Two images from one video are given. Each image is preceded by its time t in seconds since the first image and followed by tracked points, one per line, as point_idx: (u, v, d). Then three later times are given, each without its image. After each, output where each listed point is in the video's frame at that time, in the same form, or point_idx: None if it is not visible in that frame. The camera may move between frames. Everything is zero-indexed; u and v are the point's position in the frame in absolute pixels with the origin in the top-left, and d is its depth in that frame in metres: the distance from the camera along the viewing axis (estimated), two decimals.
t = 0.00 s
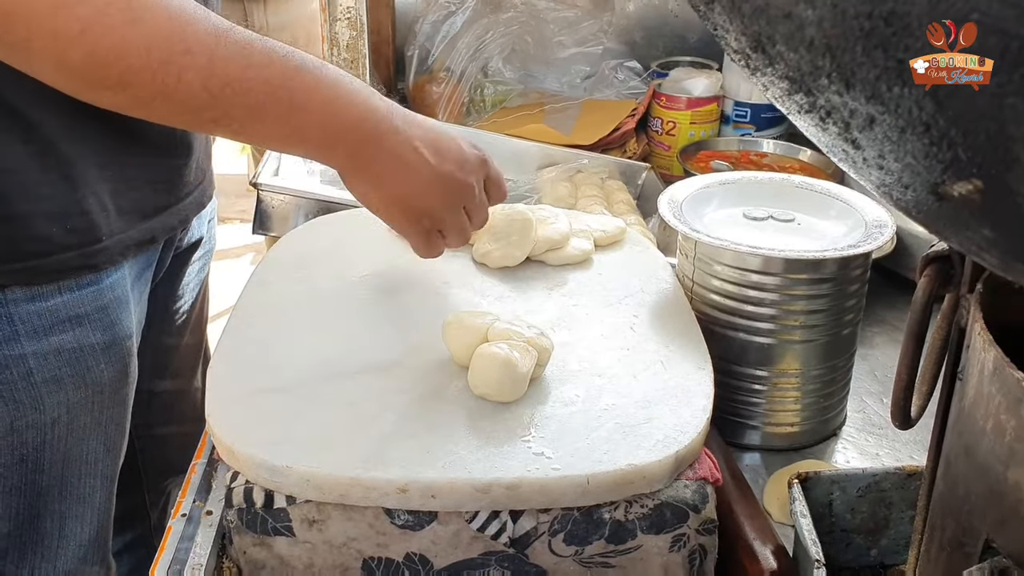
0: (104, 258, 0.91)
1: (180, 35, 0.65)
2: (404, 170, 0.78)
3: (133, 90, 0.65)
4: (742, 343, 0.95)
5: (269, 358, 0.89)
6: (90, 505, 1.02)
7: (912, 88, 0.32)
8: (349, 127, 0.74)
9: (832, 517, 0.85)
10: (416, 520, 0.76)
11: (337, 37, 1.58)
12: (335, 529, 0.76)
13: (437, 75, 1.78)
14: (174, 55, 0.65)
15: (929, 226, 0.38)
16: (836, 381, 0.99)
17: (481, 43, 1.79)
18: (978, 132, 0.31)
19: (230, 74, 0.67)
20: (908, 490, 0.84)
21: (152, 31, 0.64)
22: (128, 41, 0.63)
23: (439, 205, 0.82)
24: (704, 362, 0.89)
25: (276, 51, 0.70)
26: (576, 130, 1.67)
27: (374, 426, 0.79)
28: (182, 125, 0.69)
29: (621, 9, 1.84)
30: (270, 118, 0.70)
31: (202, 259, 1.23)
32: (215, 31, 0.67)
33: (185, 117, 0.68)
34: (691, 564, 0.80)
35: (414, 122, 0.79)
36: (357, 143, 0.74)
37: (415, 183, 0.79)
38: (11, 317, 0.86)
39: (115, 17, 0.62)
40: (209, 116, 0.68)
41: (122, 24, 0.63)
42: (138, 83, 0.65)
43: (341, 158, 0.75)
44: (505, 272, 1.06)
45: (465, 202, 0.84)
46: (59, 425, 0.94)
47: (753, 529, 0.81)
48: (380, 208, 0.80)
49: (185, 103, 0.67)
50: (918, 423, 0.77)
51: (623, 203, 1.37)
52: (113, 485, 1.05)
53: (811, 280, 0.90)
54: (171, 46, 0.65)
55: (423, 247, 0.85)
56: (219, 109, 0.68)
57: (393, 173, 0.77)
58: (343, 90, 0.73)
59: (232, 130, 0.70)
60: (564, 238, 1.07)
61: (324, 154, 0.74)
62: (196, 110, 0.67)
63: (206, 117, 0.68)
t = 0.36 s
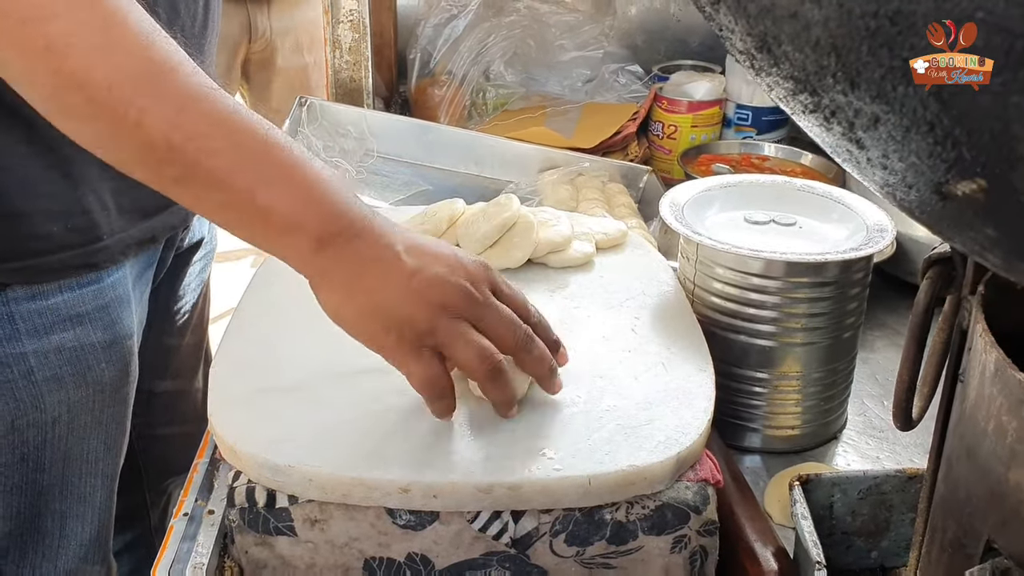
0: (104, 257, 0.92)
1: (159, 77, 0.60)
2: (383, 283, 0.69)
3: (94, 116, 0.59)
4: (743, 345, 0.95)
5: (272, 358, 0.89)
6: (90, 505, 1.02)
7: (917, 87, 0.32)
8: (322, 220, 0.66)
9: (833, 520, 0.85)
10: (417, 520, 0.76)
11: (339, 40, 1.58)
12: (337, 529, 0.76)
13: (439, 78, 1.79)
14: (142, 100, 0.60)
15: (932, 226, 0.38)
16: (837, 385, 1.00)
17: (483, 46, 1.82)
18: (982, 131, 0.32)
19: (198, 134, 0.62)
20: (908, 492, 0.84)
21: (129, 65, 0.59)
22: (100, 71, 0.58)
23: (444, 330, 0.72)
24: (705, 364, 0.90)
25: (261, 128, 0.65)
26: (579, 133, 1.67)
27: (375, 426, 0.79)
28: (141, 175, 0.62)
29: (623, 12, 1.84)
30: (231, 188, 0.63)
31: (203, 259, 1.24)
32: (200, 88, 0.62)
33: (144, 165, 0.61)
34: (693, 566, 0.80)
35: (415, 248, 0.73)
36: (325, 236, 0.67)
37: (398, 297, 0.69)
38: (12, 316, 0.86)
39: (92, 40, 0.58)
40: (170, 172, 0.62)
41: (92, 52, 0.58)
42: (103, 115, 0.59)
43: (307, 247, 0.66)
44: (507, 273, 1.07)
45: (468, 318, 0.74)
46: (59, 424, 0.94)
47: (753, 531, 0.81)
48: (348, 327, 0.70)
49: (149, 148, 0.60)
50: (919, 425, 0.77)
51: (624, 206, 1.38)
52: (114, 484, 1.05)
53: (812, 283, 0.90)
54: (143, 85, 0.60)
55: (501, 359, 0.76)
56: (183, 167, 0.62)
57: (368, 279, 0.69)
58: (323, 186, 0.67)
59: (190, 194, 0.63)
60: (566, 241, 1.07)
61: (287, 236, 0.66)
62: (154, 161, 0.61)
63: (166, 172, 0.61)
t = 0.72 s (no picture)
0: (103, 259, 0.93)
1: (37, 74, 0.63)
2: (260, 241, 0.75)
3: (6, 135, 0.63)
4: (743, 346, 0.95)
5: (272, 358, 0.89)
6: (86, 507, 1.02)
7: (915, 89, 0.32)
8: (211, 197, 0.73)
9: (831, 521, 0.85)
10: (416, 520, 0.76)
11: (341, 40, 1.58)
12: (336, 528, 0.76)
13: (440, 78, 1.79)
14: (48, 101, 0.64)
15: (931, 228, 0.38)
16: (836, 385, 1.00)
17: (484, 46, 1.82)
18: (981, 133, 0.32)
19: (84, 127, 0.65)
20: (906, 494, 0.84)
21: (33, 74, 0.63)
22: None
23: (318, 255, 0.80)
24: (705, 364, 0.90)
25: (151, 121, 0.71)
26: (579, 134, 1.68)
27: (375, 425, 0.80)
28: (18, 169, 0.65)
29: (624, 13, 1.84)
30: (122, 178, 0.68)
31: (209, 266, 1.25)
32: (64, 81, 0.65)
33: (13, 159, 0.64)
34: (691, 566, 0.80)
35: (288, 195, 0.79)
36: (210, 208, 0.72)
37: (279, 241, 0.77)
38: (9, 317, 0.87)
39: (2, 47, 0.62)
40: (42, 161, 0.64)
41: None
42: None
43: (195, 224, 0.72)
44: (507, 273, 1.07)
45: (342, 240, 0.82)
46: (56, 425, 0.94)
47: (752, 532, 0.81)
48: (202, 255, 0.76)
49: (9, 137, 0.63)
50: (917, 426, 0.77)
51: (625, 207, 1.38)
52: (110, 486, 1.04)
53: (811, 284, 0.90)
54: (15, 81, 0.62)
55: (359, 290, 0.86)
56: (53, 155, 0.65)
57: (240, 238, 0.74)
58: (222, 180, 0.74)
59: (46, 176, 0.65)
60: (565, 242, 1.08)
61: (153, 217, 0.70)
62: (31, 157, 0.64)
63: (40, 162, 0.65)
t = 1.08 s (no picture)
0: (96, 262, 0.94)
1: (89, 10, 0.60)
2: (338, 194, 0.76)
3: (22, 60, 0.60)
4: (742, 344, 0.96)
5: (272, 356, 0.89)
6: (80, 506, 1.03)
7: (912, 97, 0.32)
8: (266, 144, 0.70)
9: (830, 518, 0.86)
10: (416, 517, 0.77)
11: (341, 38, 1.60)
12: (337, 526, 0.77)
13: (440, 74, 1.79)
14: (79, 36, 0.60)
15: (928, 233, 0.38)
16: (835, 383, 1.00)
17: (485, 43, 1.81)
18: (976, 142, 0.32)
19: (101, 53, 0.61)
20: (905, 491, 0.85)
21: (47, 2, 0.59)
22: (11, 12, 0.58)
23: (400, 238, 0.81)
24: (704, 363, 0.90)
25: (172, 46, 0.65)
26: (579, 130, 1.68)
27: (374, 424, 0.80)
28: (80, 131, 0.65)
29: (623, 9, 1.86)
30: (198, 128, 0.66)
31: (203, 259, 1.24)
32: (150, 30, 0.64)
33: (76, 109, 0.62)
34: (689, 563, 0.81)
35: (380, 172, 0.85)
36: (230, 143, 0.68)
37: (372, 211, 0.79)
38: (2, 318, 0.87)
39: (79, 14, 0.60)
40: (104, 104, 0.63)
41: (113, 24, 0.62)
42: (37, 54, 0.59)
43: (237, 166, 0.69)
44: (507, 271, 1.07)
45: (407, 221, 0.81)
46: (47, 425, 0.94)
47: (752, 529, 0.81)
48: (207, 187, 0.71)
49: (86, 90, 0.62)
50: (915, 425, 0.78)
51: (625, 204, 1.38)
52: (102, 485, 1.06)
53: (810, 283, 0.90)
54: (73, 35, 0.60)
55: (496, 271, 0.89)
56: (113, 97, 0.62)
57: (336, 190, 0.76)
58: (256, 123, 0.70)
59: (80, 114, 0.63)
60: (565, 240, 1.07)
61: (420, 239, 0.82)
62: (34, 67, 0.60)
63: (99, 108, 0.63)
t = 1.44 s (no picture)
0: (121, 256, 0.94)
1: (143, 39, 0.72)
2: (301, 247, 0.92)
3: (32, 30, 0.67)
4: (743, 339, 0.96)
5: (275, 351, 0.90)
6: (96, 495, 1.04)
7: (909, 98, 0.33)
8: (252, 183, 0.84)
9: (830, 513, 0.86)
10: (418, 512, 0.77)
11: (343, 33, 1.62)
12: (339, 520, 0.77)
13: (442, 70, 1.80)
14: (129, 54, 0.71)
15: (926, 232, 0.39)
16: (836, 378, 1.00)
17: (487, 38, 1.82)
18: (972, 144, 0.33)
19: (142, 75, 0.72)
20: (905, 487, 0.85)
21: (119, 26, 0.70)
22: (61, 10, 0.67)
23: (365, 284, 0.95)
24: (705, 358, 0.90)
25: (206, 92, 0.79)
26: (581, 126, 1.68)
27: (377, 418, 0.80)
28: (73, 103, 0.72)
29: (626, 4, 1.85)
30: (200, 153, 0.78)
31: (197, 251, 1.24)
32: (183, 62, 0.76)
33: (74, 88, 0.71)
34: (689, 558, 0.81)
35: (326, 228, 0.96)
36: (206, 156, 0.79)
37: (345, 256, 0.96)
38: (30, 311, 0.88)
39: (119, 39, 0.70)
40: (126, 109, 0.73)
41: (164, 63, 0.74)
42: (84, 63, 0.70)
43: (179, 171, 0.78)
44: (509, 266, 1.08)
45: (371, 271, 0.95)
46: (70, 415, 0.95)
47: (752, 524, 0.82)
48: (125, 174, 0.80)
49: (106, 84, 0.71)
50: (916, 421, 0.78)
51: (627, 199, 1.38)
52: (121, 473, 1.06)
53: (811, 278, 0.91)
54: (125, 62, 0.71)
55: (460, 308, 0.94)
56: (141, 108, 0.73)
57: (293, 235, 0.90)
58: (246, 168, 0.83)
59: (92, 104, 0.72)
60: (566, 236, 1.08)
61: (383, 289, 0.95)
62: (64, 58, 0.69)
63: (120, 121, 0.73)
